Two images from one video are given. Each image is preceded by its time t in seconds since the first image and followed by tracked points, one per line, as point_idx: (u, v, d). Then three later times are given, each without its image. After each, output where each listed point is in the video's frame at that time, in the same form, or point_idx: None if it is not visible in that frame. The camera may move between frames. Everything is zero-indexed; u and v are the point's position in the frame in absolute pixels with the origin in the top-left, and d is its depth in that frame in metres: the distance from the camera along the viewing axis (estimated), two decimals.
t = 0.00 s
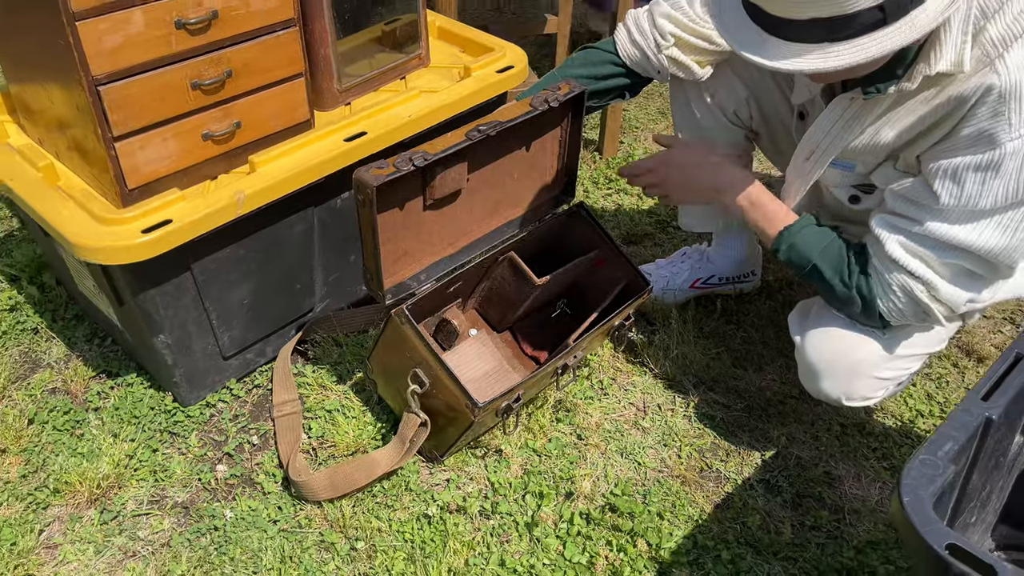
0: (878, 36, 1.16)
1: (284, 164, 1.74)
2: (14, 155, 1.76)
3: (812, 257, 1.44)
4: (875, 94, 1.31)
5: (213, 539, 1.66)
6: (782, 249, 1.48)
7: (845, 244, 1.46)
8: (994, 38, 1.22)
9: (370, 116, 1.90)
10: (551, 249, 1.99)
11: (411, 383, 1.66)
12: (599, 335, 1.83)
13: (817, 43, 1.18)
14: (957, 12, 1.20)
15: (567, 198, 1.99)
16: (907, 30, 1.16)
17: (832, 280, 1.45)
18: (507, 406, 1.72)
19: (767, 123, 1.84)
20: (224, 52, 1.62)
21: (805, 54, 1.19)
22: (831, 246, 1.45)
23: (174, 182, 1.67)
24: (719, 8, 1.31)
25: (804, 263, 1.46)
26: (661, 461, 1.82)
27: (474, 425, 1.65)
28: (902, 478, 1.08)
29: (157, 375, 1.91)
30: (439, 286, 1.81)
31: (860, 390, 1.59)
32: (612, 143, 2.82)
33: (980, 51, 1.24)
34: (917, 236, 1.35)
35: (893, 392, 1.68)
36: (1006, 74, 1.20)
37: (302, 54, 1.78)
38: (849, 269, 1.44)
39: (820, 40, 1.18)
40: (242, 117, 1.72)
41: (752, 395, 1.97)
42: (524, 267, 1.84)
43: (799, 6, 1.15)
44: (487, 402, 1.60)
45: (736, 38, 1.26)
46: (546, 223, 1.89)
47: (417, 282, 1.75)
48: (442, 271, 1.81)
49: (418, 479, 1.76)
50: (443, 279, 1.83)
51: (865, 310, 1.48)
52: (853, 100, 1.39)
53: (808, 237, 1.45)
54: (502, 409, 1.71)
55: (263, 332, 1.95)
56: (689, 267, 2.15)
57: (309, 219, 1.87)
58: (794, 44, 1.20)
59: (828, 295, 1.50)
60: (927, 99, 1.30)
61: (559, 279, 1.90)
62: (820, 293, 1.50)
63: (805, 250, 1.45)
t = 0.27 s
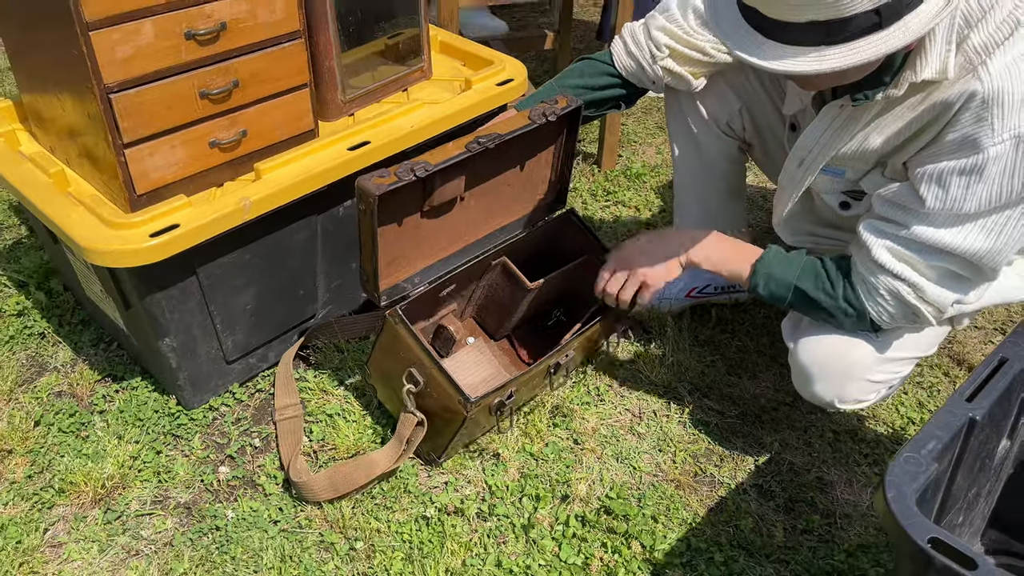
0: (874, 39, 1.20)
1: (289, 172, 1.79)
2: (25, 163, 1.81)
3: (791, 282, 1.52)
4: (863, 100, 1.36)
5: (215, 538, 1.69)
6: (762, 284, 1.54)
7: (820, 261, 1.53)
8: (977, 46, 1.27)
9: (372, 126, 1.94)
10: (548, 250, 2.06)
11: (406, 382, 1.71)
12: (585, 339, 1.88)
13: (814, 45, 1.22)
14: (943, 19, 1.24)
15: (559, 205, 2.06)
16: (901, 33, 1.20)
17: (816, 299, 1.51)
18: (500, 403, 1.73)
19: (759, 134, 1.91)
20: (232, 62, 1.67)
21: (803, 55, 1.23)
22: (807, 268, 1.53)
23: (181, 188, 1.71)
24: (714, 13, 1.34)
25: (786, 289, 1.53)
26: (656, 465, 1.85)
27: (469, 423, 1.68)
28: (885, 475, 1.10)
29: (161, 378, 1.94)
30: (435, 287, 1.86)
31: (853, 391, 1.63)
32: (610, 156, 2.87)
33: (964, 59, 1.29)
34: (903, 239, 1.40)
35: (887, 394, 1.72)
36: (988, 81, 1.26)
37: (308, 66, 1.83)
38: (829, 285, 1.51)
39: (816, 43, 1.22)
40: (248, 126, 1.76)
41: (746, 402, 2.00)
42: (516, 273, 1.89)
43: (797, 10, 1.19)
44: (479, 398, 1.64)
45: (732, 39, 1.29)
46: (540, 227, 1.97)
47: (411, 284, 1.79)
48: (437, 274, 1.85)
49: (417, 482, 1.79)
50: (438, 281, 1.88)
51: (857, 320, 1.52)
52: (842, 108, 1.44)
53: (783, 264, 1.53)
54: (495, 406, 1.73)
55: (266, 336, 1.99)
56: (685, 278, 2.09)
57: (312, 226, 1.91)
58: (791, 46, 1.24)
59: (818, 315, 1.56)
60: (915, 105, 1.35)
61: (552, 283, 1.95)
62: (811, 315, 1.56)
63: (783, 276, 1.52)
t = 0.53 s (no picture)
0: (869, 43, 1.23)
1: (287, 180, 1.80)
2: (26, 171, 1.82)
3: (779, 309, 1.58)
4: (852, 108, 1.42)
5: (210, 545, 1.69)
6: (753, 316, 1.61)
7: (804, 284, 1.58)
8: (964, 54, 1.33)
9: (370, 136, 1.97)
10: (536, 261, 2.10)
11: (398, 387, 1.71)
12: (575, 342, 1.84)
13: (809, 48, 1.25)
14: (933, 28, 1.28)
15: (547, 213, 2.12)
16: (895, 37, 1.23)
17: (806, 322, 1.57)
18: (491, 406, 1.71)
19: (752, 144, 1.97)
20: (232, 72, 1.69)
21: (799, 57, 1.26)
22: (790, 292, 1.58)
23: (181, 196, 1.73)
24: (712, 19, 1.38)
25: (776, 317, 1.59)
26: (651, 474, 1.86)
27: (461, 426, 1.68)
28: (876, 480, 1.11)
29: (159, 386, 1.95)
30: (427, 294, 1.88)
31: (852, 400, 1.67)
32: (607, 168, 2.89)
33: (951, 66, 1.34)
34: (894, 247, 1.44)
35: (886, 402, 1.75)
36: (975, 87, 1.31)
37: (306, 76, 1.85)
38: (816, 305, 1.57)
39: (813, 46, 1.25)
40: (247, 135, 1.78)
41: (740, 411, 2.01)
42: (506, 278, 1.96)
43: (794, 13, 1.22)
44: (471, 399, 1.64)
45: (729, 42, 1.33)
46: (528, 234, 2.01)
47: (400, 290, 1.84)
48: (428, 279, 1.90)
49: (413, 489, 1.80)
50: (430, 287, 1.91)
51: (848, 333, 1.57)
52: (833, 117, 1.49)
53: (768, 292, 1.60)
54: (486, 409, 1.70)
55: (263, 344, 2.00)
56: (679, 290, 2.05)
57: (310, 235, 1.93)
58: (787, 49, 1.26)
59: (812, 333, 1.62)
60: (904, 113, 1.40)
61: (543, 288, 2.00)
62: (803, 334, 1.62)
63: (770, 305, 1.59)
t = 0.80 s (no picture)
0: (867, 43, 1.24)
1: (283, 183, 1.81)
2: (22, 173, 1.82)
3: (766, 310, 1.59)
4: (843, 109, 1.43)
5: (204, 548, 1.69)
6: (740, 316, 1.62)
7: (790, 285, 1.60)
8: (952, 57, 1.34)
9: (367, 140, 1.97)
10: (526, 262, 2.15)
11: (384, 383, 1.73)
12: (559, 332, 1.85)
13: (808, 49, 1.26)
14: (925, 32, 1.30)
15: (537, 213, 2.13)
16: (891, 40, 1.25)
17: (792, 322, 1.59)
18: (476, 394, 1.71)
19: (745, 147, 1.99)
20: (229, 74, 1.69)
21: (798, 57, 1.27)
22: (776, 293, 1.60)
23: (177, 198, 1.73)
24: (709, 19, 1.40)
25: (762, 317, 1.60)
26: (647, 477, 1.86)
27: (446, 418, 1.69)
28: (871, 478, 1.12)
29: (153, 389, 1.95)
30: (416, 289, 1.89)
31: (840, 399, 1.68)
32: (602, 175, 2.90)
33: (939, 69, 1.36)
34: (880, 248, 1.46)
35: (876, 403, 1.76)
36: (962, 89, 1.33)
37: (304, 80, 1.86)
38: (802, 306, 1.58)
39: (811, 46, 1.26)
40: (245, 138, 1.79)
41: (736, 415, 2.02)
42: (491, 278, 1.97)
43: (794, 13, 1.22)
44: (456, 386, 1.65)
45: (727, 42, 1.34)
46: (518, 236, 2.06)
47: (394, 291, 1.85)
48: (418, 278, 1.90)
49: (408, 492, 1.79)
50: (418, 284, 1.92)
51: (834, 333, 1.59)
52: (824, 119, 1.51)
53: (755, 294, 1.60)
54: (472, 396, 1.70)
55: (259, 347, 1.99)
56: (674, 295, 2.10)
57: (305, 238, 1.93)
58: (785, 48, 1.28)
59: (798, 333, 1.63)
60: (893, 114, 1.42)
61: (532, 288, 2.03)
62: (791, 335, 1.64)
63: (757, 305, 1.60)
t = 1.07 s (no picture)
0: (860, 43, 1.23)
1: (270, 183, 1.79)
2: (3, 172, 1.80)
3: (747, 311, 1.58)
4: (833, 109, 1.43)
5: (185, 554, 1.65)
6: (722, 319, 1.61)
7: (771, 286, 1.59)
8: (940, 58, 1.33)
9: (354, 142, 1.96)
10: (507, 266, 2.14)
11: (362, 381, 1.74)
12: (537, 320, 1.84)
13: (801, 49, 1.25)
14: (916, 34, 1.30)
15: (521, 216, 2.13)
16: (884, 39, 1.24)
17: (774, 324, 1.58)
18: (453, 379, 1.70)
19: (736, 148, 1.98)
20: (214, 73, 1.67)
21: (792, 56, 1.25)
22: (757, 295, 1.59)
23: (161, 198, 1.70)
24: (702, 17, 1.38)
25: (743, 319, 1.59)
26: (636, 483, 1.84)
27: (424, 408, 1.68)
28: (866, 479, 1.10)
29: (135, 393, 1.91)
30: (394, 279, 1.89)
31: (824, 400, 1.66)
32: (592, 182, 2.89)
33: (927, 69, 1.35)
34: (864, 247, 1.44)
35: (863, 407, 1.74)
36: (949, 89, 1.32)
37: (291, 80, 1.84)
38: (783, 307, 1.57)
39: (803, 45, 1.25)
40: (230, 138, 1.76)
41: (726, 421, 2.00)
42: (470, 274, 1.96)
43: (787, 11, 1.21)
44: (432, 372, 1.65)
45: (718, 41, 1.32)
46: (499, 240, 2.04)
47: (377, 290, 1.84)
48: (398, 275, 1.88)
49: (394, 498, 1.76)
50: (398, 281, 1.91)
51: (817, 333, 1.57)
52: (813, 118, 1.51)
53: (736, 296, 1.60)
54: (449, 382, 1.69)
55: (243, 351, 1.96)
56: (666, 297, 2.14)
57: (293, 240, 1.91)
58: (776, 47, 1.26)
59: (780, 335, 1.62)
60: (881, 114, 1.41)
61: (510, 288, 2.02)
62: (774, 337, 1.63)
63: (738, 307, 1.59)
